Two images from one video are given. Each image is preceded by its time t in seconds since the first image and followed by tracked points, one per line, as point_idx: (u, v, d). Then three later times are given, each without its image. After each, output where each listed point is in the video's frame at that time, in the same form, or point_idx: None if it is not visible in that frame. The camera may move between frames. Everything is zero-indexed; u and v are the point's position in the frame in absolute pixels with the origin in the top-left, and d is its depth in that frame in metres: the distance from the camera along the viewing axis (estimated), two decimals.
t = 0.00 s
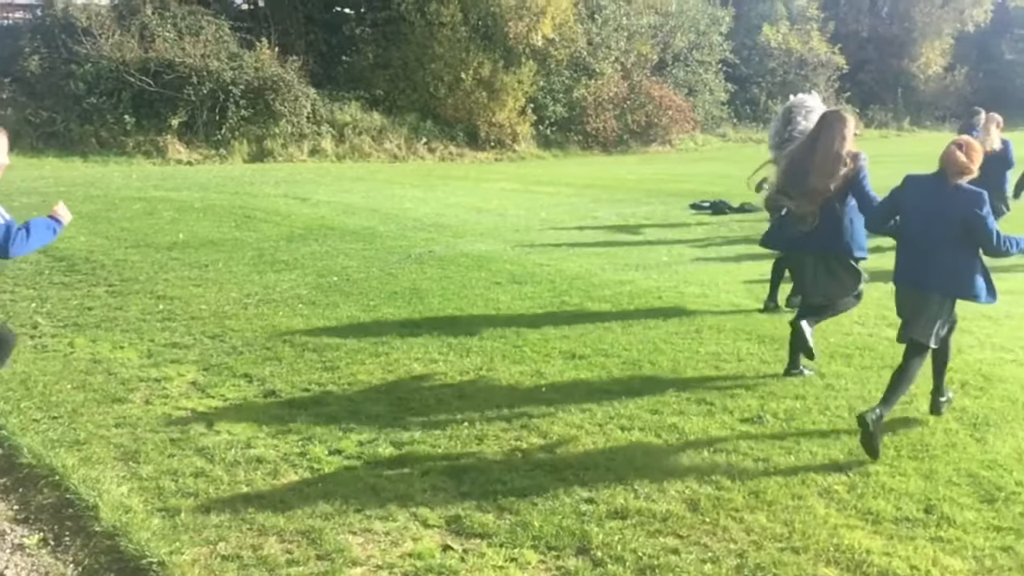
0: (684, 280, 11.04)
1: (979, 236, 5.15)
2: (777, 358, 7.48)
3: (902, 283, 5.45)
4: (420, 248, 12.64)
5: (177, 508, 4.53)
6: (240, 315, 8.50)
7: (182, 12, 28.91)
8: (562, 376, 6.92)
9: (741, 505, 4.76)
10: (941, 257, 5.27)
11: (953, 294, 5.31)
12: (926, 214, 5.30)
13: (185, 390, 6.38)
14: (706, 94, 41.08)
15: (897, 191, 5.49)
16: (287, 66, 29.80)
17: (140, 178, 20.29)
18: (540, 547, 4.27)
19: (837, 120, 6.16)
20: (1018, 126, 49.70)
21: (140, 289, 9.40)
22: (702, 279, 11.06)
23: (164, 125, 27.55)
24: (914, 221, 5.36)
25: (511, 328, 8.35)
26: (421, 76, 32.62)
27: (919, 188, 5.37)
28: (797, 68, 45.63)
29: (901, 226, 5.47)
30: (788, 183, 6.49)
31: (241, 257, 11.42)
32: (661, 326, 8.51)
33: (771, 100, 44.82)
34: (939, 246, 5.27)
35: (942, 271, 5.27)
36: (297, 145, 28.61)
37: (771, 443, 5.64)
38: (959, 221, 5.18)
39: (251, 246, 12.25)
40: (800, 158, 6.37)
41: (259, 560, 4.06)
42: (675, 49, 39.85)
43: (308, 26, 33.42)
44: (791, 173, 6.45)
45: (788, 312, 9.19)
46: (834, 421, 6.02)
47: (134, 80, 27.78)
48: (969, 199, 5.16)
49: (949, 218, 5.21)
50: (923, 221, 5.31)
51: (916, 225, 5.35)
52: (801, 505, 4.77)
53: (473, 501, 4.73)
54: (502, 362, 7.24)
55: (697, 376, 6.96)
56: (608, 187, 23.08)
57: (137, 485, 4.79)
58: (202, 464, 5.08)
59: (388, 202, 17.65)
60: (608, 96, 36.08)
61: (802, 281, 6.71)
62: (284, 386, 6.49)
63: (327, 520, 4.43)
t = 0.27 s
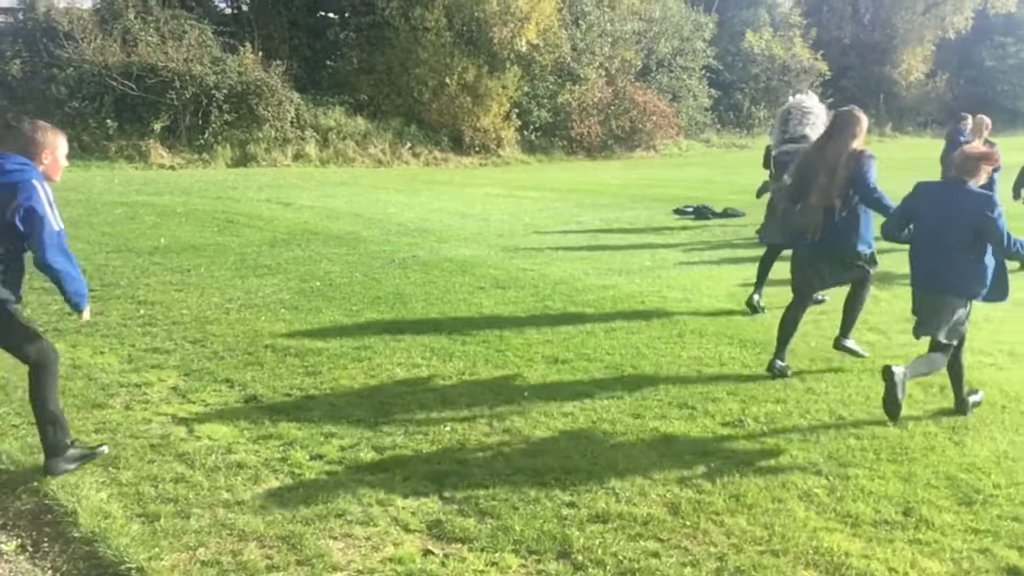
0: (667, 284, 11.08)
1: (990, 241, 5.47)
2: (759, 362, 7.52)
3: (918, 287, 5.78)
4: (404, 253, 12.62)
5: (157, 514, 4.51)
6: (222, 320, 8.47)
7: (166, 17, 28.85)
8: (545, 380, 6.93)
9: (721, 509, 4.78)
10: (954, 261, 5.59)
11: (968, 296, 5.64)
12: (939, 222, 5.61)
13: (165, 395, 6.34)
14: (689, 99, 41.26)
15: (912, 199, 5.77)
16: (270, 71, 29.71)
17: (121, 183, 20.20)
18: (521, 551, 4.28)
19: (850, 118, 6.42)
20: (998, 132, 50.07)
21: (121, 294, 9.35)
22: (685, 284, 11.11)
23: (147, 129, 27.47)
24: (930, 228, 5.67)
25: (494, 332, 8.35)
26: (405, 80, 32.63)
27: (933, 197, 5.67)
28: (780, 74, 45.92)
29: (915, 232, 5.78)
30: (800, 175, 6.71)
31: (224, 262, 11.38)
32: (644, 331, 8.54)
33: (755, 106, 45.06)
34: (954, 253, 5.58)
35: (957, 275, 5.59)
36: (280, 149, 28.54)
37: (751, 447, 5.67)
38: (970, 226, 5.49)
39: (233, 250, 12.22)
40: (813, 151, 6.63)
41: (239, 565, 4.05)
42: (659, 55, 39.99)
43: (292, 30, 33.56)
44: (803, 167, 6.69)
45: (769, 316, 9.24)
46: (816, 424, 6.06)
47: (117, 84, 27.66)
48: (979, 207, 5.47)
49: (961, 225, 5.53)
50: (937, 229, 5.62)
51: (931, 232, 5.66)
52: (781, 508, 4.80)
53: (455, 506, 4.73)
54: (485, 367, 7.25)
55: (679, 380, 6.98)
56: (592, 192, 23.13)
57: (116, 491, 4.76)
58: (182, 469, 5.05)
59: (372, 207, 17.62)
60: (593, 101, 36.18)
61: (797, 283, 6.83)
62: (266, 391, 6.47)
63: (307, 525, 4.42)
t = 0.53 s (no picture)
0: (650, 285, 11.13)
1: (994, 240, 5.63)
2: (741, 362, 7.56)
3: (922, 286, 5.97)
4: (386, 254, 12.61)
5: (135, 516, 4.49)
6: (203, 322, 8.44)
7: (148, 17, 28.56)
8: (527, 381, 6.94)
9: (701, 507, 4.80)
10: (959, 260, 5.76)
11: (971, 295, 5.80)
12: (944, 223, 5.78)
13: (145, 398, 6.32)
14: (673, 100, 41.39)
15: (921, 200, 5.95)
16: (253, 71, 29.61)
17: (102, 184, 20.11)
18: (501, 552, 4.28)
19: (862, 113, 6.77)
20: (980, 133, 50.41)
21: (101, 296, 9.30)
22: (668, 284, 11.16)
23: (129, 130, 27.47)
24: (936, 229, 5.85)
25: (476, 333, 8.35)
26: (389, 81, 32.63)
27: (940, 199, 5.83)
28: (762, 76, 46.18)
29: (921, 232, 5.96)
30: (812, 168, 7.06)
31: (205, 263, 11.34)
32: (626, 331, 8.57)
33: (737, 107, 45.31)
34: (959, 253, 5.76)
35: (961, 274, 5.77)
36: (263, 150, 28.40)
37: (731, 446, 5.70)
38: (974, 226, 5.66)
39: (215, 251, 12.18)
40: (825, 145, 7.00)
41: (217, 567, 4.03)
42: (643, 57, 40.09)
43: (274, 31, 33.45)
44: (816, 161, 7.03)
45: (751, 315, 9.30)
46: (797, 423, 6.10)
47: (98, 85, 27.72)
48: (983, 208, 5.62)
49: (967, 224, 5.69)
50: (942, 230, 5.80)
51: (936, 232, 5.85)
52: (760, 507, 4.83)
53: (435, 507, 4.73)
54: (467, 368, 7.25)
55: (660, 380, 7.01)
56: (576, 193, 23.17)
57: (94, 494, 4.74)
58: (161, 472, 5.03)
59: (355, 207, 17.59)
60: (577, 103, 36.23)
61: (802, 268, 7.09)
62: (246, 392, 6.45)
63: (287, 527, 4.41)
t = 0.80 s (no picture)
0: (633, 284, 11.16)
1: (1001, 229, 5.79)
2: (724, 361, 7.60)
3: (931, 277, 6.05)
4: (370, 254, 12.59)
5: (113, 517, 4.47)
6: (184, 322, 8.41)
7: (130, 15, 28.37)
8: (508, 380, 6.94)
9: (681, 505, 4.83)
10: (964, 249, 5.88)
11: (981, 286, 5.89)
12: (952, 213, 5.92)
13: (125, 397, 6.29)
14: (658, 100, 41.48)
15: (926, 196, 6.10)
16: (236, 70, 29.51)
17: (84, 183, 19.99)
18: (481, 550, 4.29)
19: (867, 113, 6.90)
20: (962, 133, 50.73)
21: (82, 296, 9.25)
22: (651, 284, 11.20)
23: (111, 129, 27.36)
24: (943, 222, 5.97)
25: (459, 332, 8.35)
26: (373, 80, 32.56)
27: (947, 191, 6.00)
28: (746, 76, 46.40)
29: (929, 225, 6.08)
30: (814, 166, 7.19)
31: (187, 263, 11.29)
32: (608, 330, 8.60)
33: (722, 108, 45.49)
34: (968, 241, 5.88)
35: (970, 263, 5.87)
36: (246, 149, 28.35)
37: (711, 445, 5.73)
38: (979, 213, 5.82)
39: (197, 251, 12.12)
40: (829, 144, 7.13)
41: (196, 567, 4.02)
42: (627, 57, 40.21)
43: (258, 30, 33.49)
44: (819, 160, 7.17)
45: (733, 315, 9.35)
46: (777, 421, 6.14)
47: (80, 83, 27.54)
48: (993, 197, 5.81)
49: (971, 214, 5.85)
50: (951, 219, 5.93)
51: (943, 223, 5.98)
52: (740, 505, 4.86)
53: (416, 506, 4.73)
54: (449, 367, 7.25)
55: (642, 378, 7.04)
56: (560, 193, 23.20)
57: (72, 494, 4.71)
58: (141, 471, 5.01)
59: (339, 207, 17.55)
60: (562, 103, 36.26)
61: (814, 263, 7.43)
62: (227, 392, 6.43)
63: (267, 526, 4.40)
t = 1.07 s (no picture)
0: (614, 278, 11.20)
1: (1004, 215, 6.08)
2: (703, 354, 7.65)
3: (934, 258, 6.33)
4: (352, 248, 12.55)
5: (89, 511, 4.45)
6: (163, 315, 8.36)
7: (110, 6, 28.14)
8: (489, 374, 6.95)
9: (658, 498, 4.86)
10: (966, 234, 6.18)
11: (982, 269, 6.20)
12: (958, 199, 6.18)
13: (103, 391, 6.25)
14: (642, 95, 41.51)
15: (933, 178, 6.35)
16: (218, 62, 29.32)
17: (63, 176, 19.80)
18: (460, 543, 4.30)
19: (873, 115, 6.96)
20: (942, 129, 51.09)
21: (59, 289, 9.18)
22: (632, 278, 11.24)
23: (90, 122, 27.04)
24: (949, 205, 6.23)
25: (440, 326, 8.36)
26: (356, 74, 32.42)
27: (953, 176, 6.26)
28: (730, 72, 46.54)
29: (933, 207, 6.36)
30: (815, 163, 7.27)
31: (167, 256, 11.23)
32: (589, 324, 8.62)
33: (705, 103, 45.62)
34: (972, 227, 6.16)
35: (974, 247, 6.17)
36: (228, 142, 28.25)
37: (690, 438, 5.76)
38: (984, 199, 6.09)
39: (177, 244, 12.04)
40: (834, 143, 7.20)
41: (173, 560, 4.02)
42: (611, 52, 40.27)
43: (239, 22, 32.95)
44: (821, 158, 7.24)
45: (713, 309, 9.40)
46: (755, 415, 6.18)
47: (60, 75, 27.19)
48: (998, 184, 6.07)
49: (976, 200, 6.11)
50: (956, 204, 6.19)
51: (948, 207, 6.25)
52: (716, 497, 4.89)
53: (395, 499, 4.73)
54: (429, 361, 7.25)
55: (621, 372, 7.07)
56: (544, 187, 23.20)
57: (48, 488, 4.69)
58: (117, 465, 4.99)
59: (320, 200, 17.48)
60: (546, 97, 36.28)
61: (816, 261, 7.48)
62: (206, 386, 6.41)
63: (245, 520, 4.40)
